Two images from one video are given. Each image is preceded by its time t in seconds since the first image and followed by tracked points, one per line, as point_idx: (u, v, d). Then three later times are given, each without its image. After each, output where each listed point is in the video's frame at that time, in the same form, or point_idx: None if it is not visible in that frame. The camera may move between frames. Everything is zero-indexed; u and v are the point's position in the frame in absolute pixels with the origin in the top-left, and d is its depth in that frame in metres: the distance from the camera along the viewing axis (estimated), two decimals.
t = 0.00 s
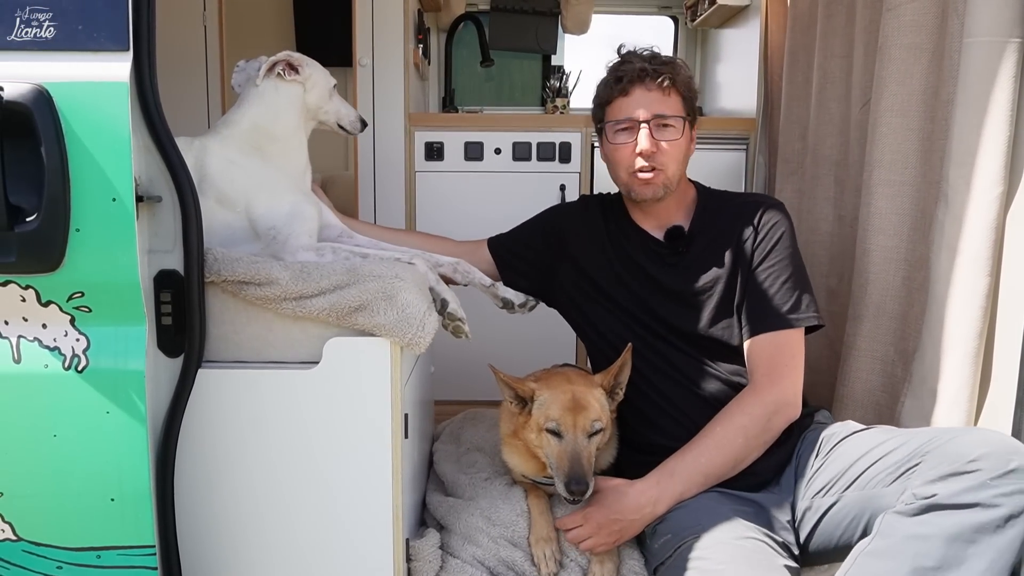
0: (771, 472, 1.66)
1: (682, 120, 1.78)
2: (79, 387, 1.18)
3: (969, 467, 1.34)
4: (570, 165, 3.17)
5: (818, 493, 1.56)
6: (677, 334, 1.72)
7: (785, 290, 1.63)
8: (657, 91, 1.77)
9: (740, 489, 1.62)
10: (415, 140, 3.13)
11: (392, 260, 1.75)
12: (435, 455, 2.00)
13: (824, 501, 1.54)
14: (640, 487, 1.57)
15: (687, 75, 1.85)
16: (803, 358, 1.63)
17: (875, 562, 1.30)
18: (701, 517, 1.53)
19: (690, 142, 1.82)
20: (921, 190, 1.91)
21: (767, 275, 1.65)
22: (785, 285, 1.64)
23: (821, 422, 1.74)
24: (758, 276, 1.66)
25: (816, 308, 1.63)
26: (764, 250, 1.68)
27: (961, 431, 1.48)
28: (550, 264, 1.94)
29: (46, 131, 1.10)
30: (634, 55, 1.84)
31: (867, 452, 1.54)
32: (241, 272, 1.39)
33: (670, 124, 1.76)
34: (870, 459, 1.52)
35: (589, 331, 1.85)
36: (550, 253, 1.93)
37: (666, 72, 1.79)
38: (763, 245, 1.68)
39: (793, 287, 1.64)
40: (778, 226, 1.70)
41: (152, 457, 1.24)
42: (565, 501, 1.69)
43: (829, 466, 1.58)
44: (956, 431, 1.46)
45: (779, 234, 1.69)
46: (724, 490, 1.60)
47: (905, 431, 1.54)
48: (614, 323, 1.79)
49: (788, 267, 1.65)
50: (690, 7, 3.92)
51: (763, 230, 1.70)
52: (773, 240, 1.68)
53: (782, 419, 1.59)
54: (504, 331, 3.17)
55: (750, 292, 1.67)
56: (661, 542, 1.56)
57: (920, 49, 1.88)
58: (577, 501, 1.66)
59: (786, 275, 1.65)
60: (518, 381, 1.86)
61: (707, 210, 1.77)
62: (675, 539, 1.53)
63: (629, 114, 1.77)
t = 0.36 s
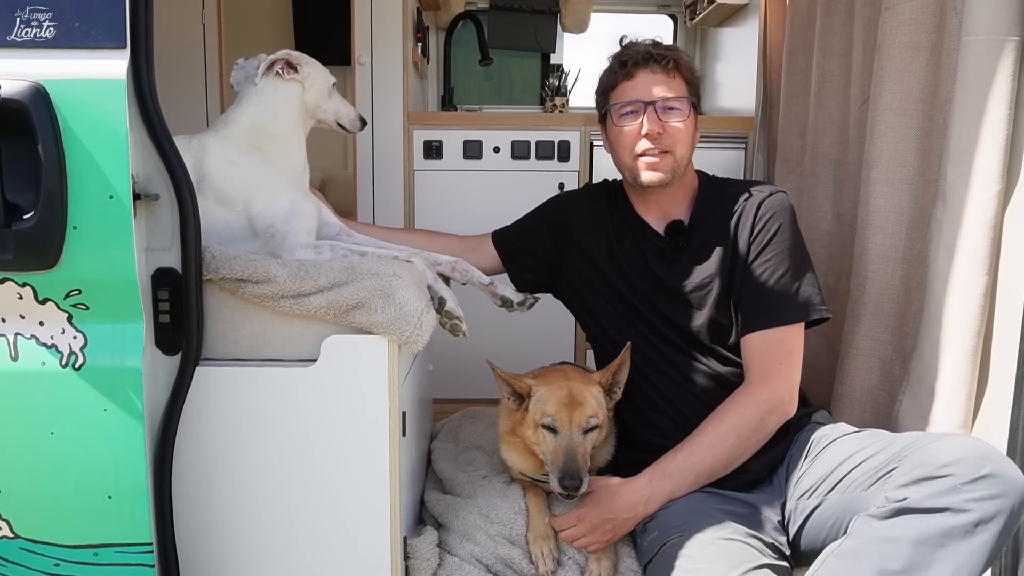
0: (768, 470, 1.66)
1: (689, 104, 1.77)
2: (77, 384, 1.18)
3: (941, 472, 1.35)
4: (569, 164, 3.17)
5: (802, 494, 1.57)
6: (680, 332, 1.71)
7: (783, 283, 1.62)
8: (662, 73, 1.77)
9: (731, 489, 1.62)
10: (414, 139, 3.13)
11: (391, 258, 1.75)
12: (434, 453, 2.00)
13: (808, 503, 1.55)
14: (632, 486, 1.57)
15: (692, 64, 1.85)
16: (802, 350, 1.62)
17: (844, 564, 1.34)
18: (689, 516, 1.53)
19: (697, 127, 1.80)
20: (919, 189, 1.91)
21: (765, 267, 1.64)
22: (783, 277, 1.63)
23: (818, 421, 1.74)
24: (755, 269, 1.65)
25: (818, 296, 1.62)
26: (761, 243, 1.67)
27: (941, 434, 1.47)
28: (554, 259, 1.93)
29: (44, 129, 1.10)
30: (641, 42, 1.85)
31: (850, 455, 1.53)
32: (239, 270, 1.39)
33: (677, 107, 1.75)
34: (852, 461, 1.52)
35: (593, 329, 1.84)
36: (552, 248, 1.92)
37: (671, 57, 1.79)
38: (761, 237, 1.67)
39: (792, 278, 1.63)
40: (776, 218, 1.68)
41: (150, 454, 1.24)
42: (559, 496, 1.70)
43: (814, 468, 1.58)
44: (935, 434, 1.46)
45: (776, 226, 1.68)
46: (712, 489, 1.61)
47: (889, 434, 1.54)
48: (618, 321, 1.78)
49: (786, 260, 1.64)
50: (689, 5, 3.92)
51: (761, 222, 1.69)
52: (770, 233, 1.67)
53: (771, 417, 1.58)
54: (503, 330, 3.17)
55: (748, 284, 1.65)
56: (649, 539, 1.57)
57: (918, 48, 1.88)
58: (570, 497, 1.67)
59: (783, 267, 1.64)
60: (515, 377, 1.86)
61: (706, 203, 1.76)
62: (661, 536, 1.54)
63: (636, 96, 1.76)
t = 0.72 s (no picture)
0: (766, 469, 1.66)
1: (685, 109, 1.75)
2: (71, 382, 1.18)
3: (960, 482, 1.35)
4: (567, 163, 3.17)
5: (808, 497, 1.56)
6: (673, 334, 1.70)
7: (785, 291, 1.62)
8: (660, 75, 1.75)
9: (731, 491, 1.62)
10: (412, 138, 3.12)
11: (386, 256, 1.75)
12: (430, 452, 2.00)
13: (813, 505, 1.54)
14: (630, 489, 1.57)
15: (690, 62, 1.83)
16: (803, 354, 1.63)
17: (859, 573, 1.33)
18: (691, 520, 1.54)
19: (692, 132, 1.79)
20: (915, 187, 1.91)
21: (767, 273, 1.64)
22: (785, 284, 1.62)
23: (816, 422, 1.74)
24: (757, 275, 1.64)
25: (821, 303, 1.61)
26: (762, 248, 1.65)
27: (952, 442, 1.48)
28: (550, 257, 1.92)
29: (38, 127, 1.10)
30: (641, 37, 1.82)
31: (859, 459, 1.54)
32: (235, 268, 1.39)
33: (673, 112, 1.74)
34: (862, 466, 1.52)
35: (586, 327, 1.84)
36: (549, 245, 1.91)
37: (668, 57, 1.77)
38: (762, 242, 1.66)
39: (794, 286, 1.63)
40: (776, 222, 1.67)
41: (145, 451, 1.24)
42: (557, 493, 1.70)
43: (821, 471, 1.57)
44: (949, 442, 1.47)
45: (777, 231, 1.67)
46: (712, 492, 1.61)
47: (899, 439, 1.54)
48: (611, 321, 1.79)
49: (787, 267, 1.63)
50: (686, 5, 3.92)
51: (762, 227, 1.68)
52: (771, 238, 1.66)
53: (774, 425, 1.59)
54: (500, 329, 3.17)
55: (749, 290, 1.65)
56: (650, 541, 1.57)
57: (914, 46, 1.88)
58: (569, 494, 1.67)
59: (785, 275, 1.63)
60: (511, 376, 1.87)
61: (707, 204, 1.74)
62: (663, 539, 1.54)
63: (633, 99, 1.75)
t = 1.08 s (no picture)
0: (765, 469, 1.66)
1: (651, 97, 1.73)
2: (68, 380, 1.17)
3: (954, 493, 1.36)
4: (565, 162, 3.17)
5: (803, 501, 1.56)
6: (675, 333, 1.70)
7: (796, 299, 1.61)
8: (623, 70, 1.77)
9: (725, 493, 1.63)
10: (410, 136, 3.12)
11: (384, 255, 1.75)
12: (428, 451, 1.99)
13: (809, 511, 1.55)
14: (627, 488, 1.58)
15: (675, 50, 1.79)
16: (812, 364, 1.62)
17: None
18: (685, 521, 1.54)
19: (671, 117, 1.74)
20: (913, 186, 1.92)
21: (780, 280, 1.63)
22: (796, 292, 1.61)
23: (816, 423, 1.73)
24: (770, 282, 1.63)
25: (832, 316, 1.61)
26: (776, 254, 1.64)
27: (947, 450, 1.48)
28: (557, 254, 1.91)
29: (34, 125, 1.10)
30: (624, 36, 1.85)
31: (854, 465, 1.54)
32: (233, 266, 1.39)
33: (634, 102, 1.73)
34: (856, 472, 1.52)
35: (590, 325, 1.84)
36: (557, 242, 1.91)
37: (634, 49, 1.77)
38: (776, 247, 1.65)
39: (805, 294, 1.62)
40: (793, 228, 1.66)
41: (142, 451, 1.23)
42: (554, 491, 1.70)
43: (815, 476, 1.57)
44: (944, 450, 1.46)
45: (793, 238, 1.65)
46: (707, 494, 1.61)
47: (894, 445, 1.53)
48: (616, 318, 1.78)
49: (801, 275, 1.62)
50: (686, 4, 3.92)
51: (778, 232, 1.66)
52: (787, 244, 1.64)
53: (778, 434, 1.58)
54: (498, 328, 3.17)
55: (759, 296, 1.64)
56: (644, 542, 1.58)
57: (913, 45, 1.88)
58: (566, 491, 1.68)
59: (798, 283, 1.62)
60: (507, 374, 1.88)
61: (721, 204, 1.73)
62: (656, 540, 1.55)
63: (601, 99, 1.80)
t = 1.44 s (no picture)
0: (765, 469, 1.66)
1: (649, 83, 1.77)
2: (65, 380, 1.17)
3: (971, 494, 1.36)
4: (563, 161, 3.17)
5: (810, 502, 1.55)
6: (686, 325, 1.70)
7: (806, 296, 1.60)
8: (627, 61, 1.83)
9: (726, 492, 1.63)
10: (408, 136, 3.11)
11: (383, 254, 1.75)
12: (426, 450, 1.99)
13: (816, 511, 1.54)
14: (631, 485, 1.57)
15: (678, 41, 1.80)
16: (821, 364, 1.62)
17: None
18: (687, 519, 1.54)
19: (671, 103, 1.75)
20: (911, 185, 1.92)
21: (790, 276, 1.61)
22: (807, 289, 1.60)
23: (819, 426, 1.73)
24: (780, 278, 1.62)
25: (844, 315, 1.60)
26: (788, 251, 1.63)
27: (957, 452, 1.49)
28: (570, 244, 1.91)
29: (31, 123, 1.09)
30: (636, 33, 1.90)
31: (863, 466, 1.53)
32: (230, 266, 1.39)
33: (634, 89, 1.78)
34: (866, 473, 1.52)
35: (601, 313, 1.84)
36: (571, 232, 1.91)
37: (638, 41, 1.82)
38: (788, 244, 1.63)
39: (816, 291, 1.61)
40: (806, 226, 1.64)
41: (139, 451, 1.23)
42: (557, 490, 1.69)
43: (822, 477, 1.56)
44: (956, 453, 1.47)
45: (806, 235, 1.63)
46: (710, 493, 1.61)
47: (903, 447, 1.54)
48: (627, 309, 1.78)
49: (812, 271, 1.61)
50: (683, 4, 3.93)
51: (791, 229, 1.64)
52: (799, 241, 1.63)
53: (783, 431, 1.57)
54: (496, 327, 3.17)
55: (768, 292, 1.63)
56: (645, 539, 1.58)
57: (911, 45, 1.88)
58: (568, 491, 1.67)
59: (808, 280, 1.61)
60: (507, 373, 1.88)
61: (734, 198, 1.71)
62: (659, 537, 1.55)
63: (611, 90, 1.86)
